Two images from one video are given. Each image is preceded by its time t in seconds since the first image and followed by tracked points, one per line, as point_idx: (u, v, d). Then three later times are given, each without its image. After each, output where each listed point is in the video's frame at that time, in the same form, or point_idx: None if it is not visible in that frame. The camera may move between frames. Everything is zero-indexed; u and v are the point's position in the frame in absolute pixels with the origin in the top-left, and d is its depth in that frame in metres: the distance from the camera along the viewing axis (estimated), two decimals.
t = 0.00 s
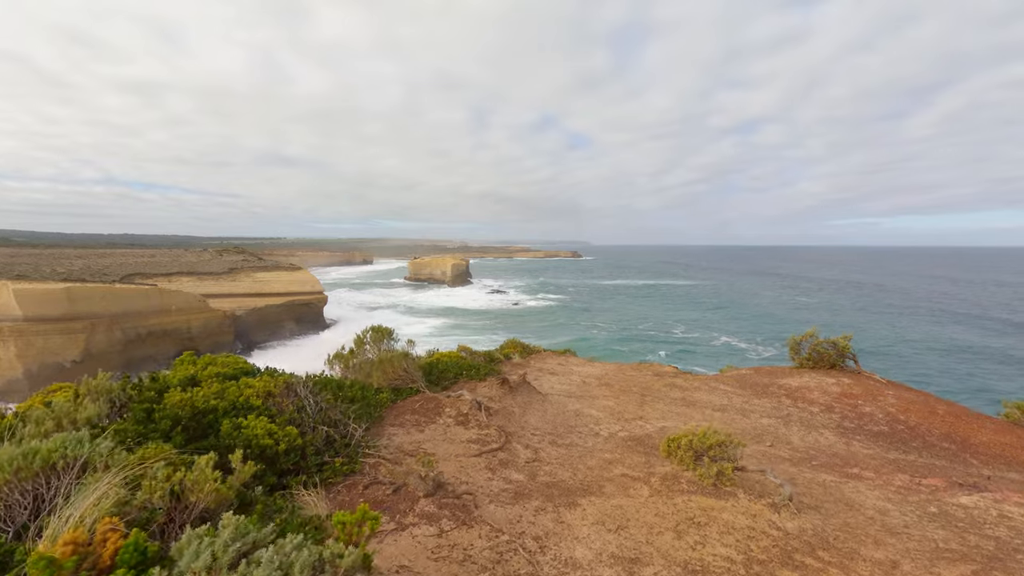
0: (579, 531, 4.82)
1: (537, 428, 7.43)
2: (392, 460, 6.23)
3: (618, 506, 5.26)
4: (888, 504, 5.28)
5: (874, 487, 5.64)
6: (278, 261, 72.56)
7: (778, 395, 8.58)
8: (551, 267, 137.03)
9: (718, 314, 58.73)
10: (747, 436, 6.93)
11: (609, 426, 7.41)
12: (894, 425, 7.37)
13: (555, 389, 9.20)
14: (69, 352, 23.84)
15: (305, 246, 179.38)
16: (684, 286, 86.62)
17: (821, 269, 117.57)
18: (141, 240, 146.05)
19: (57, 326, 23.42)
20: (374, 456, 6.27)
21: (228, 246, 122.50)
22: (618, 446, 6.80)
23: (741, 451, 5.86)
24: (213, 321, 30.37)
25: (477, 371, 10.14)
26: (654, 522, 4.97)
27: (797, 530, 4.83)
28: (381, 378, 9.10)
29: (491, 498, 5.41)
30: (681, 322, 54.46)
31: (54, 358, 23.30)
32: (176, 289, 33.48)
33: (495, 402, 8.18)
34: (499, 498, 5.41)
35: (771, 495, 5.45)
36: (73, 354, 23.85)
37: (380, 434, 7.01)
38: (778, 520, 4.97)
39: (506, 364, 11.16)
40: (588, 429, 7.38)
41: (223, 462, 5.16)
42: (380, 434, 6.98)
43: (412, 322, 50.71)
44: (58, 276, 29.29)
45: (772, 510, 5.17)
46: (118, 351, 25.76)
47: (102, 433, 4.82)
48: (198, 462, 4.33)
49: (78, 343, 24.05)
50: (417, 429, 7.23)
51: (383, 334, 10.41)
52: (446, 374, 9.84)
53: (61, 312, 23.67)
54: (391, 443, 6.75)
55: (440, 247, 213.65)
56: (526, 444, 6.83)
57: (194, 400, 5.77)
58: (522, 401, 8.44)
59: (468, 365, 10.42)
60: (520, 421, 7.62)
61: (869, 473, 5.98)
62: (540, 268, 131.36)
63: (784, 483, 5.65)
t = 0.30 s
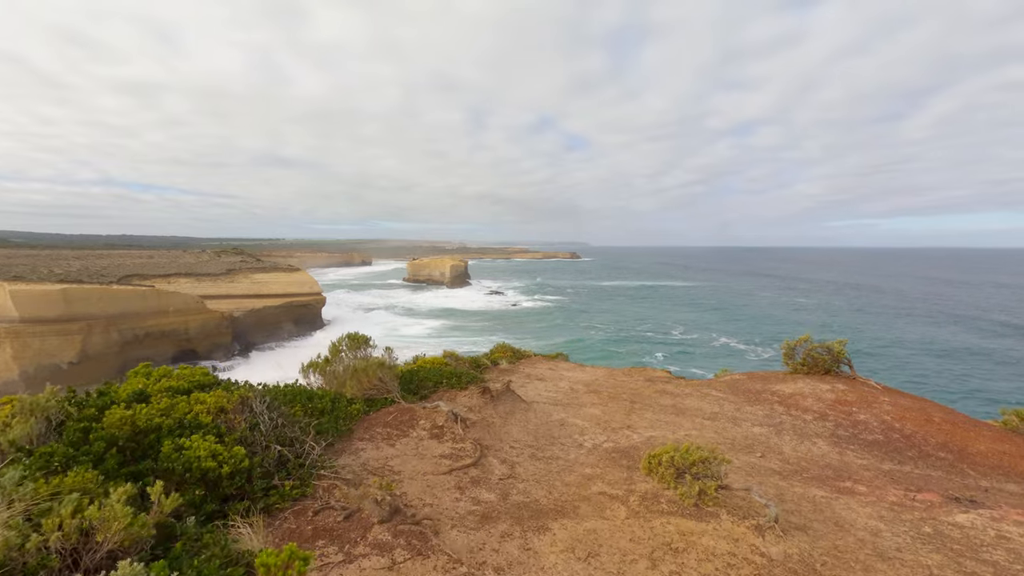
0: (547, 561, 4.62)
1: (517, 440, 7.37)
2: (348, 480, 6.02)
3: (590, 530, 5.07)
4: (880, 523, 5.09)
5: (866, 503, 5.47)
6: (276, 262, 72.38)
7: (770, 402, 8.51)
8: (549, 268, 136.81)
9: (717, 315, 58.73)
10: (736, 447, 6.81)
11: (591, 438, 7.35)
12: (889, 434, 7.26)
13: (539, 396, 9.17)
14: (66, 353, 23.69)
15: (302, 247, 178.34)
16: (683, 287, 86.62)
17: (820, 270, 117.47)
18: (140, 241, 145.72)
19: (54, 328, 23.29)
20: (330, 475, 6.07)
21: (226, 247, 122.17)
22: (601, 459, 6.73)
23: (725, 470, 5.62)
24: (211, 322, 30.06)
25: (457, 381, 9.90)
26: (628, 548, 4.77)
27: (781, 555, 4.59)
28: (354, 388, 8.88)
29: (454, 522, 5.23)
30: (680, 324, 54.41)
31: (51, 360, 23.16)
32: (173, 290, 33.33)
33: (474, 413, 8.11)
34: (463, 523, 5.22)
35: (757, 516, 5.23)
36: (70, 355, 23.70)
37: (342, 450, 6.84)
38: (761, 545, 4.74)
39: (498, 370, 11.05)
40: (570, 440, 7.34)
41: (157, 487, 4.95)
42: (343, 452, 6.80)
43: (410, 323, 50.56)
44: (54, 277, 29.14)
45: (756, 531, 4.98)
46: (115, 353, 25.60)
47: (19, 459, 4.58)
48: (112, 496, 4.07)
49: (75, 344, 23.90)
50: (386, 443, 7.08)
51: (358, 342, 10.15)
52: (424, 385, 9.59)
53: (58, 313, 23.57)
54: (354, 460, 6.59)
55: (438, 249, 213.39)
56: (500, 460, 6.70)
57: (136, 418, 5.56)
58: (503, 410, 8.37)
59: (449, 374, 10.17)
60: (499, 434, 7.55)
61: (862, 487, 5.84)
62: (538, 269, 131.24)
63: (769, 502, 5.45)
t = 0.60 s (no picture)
0: None
1: (491, 448, 7.21)
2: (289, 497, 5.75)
3: (552, 550, 4.85)
4: (868, 538, 4.87)
5: (855, 515, 5.26)
6: (274, 262, 72.19)
7: (762, 405, 8.43)
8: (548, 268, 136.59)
9: (716, 315, 58.66)
10: (721, 455, 6.67)
11: (567, 443, 7.25)
12: (883, 439, 7.11)
13: (521, 401, 9.07)
14: (63, 354, 23.58)
15: (300, 247, 178.08)
16: (681, 287, 86.54)
17: (819, 271, 117.36)
18: (138, 241, 145.17)
19: (52, 328, 23.22)
20: (270, 491, 5.79)
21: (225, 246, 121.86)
22: (578, 467, 6.58)
23: (701, 483, 5.27)
24: (209, 322, 29.78)
25: (432, 386, 9.71)
26: (593, 570, 4.56)
27: None
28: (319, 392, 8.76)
29: (406, 541, 5.02)
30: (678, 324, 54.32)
31: (48, 360, 23.01)
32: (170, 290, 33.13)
33: (447, 419, 7.96)
34: (415, 542, 5.00)
35: (735, 531, 4.98)
36: (68, 356, 23.64)
37: (292, 464, 6.61)
38: (738, 566, 4.50)
39: (484, 373, 10.96)
40: (548, 447, 7.21)
41: (69, 509, 4.66)
42: (294, 465, 6.58)
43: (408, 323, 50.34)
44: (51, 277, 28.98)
45: (733, 548, 4.73)
46: (112, 353, 25.46)
47: None
48: None
49: (72, 345, 23.81)
50: (347, 454, 6.91)
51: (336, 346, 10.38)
52: (396, 391, 9.43)
53: (55, 313, 23.45)
54: (307, 473, 6.38)
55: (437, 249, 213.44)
56: (469, 470, 6.51)
57: (58, 429, 5.25)
58: (480, 416, 8.23)
59: (424, 379, 10.01)
60: (474, 441, 7.39)
61: (851, 497, 5.66)
62: (537, 269, 130.95)
63: (750, 516, 5.24)
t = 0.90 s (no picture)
0: None
1: (466, 463, 7.04)
2: (229, 528, 5.29)
3: None
4: (855, 562, 4.67)
5: (842, 535, 5.08)
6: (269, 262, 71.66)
7: (752, 413, 8.40)
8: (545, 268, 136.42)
9: (712, 315, 58.74)
10: (708, 467, 6.56)
11: (545, 456, 7.13)
12: (874, 449, 7.04)
13: (502, 409, 8.96)
14: (55, 355, 23.16)
15: (295, 247, 177.32)
16: (677, 287, 86.64)
17: (813, 271, 117.79)
18: (131, 241, 143.91)
19: (44, 329, 22.90)
20: (207, 522, 5.28)
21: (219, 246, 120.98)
22: (556, 483, 6.41)
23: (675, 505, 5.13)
24: (203, 323, 29.55)
25: (408, 397, 9.47)
26: None
27: None
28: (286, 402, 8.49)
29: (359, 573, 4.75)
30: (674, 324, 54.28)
31: (40, 361, 22.66)
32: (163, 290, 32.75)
33: (420, 432, 7.79)
34: None
35: (712, 559, 4.74)
36: (60, 356, 23.13)
37: (246, 487, 6.23)
38: None
39: (466, 380, 10.84)
40: (525, 461, 7.07)
41: None
42: (247, 487, 6.21)
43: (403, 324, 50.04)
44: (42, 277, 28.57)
45: None
46: (105, 354, 25.05)
47: None
48: None
49: (64, 345, 23.39)
50: (308, 472, 6.64)
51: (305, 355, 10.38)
52: (370, 402, 9.18)
53: (47, 315, 23.15)
54: (259, 495, 6.05)
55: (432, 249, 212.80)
56: (437, 490, 6.30)
57: None
58: (456, 428, 8.07)
59: (402, 389, 9.77)
60: (447, 456, 7.21)
61: (839, 513, 5.53)
62: (533, 269, 130.72)
63: (732, 539, 5.04)
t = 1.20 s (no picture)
0: None
1: (437, 473, 6.81)
2: (149, 557, 4.76)
3: None
4: None
5: (833, 550, 4.84)
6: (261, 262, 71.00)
7: (741, 416, 8.25)
8: (539, 268, 136.27)
9: (706, 315, 58.80)
10: (695, 475, 6.38)
11: (519, 465, 6.92)
12: (866, 453, 6.89)
13: (479, 414, 8.79)
14: (43, 356, 22.82)
15: (287, 247, 175.83)
16: (670, 288, 86.79)
17: (805, 271, 118.43)
18: (121, 242, 142.32)
19: (31, 331, 22.65)
20: (122, 550, 4.68)
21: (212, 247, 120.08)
22: (530, 495, 6.18)
23: (654, 527, 4.80)
24: (194, 324, 29.14)
25: (380, 402, 9.21)
26: None
27: None
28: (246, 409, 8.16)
29: None
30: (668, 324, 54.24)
31: (27, 363, 22.33)
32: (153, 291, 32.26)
33: (389, 440, 7.57)
34: None
35: None
36: (48, 359, 22.80)
37: (185, 505, 5.82)
38: None
39: (446, 384, 10.65)
40: (501, 469, 6.86)
41: None
42: (186, 505, 5.80)
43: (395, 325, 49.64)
44: (30, 278, 28.10)
45: None
46: (95, 356, 24.50)
47: None
48: None
49: (52, 347, 23.03)
50: (259, 486, 6.34)
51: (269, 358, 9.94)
52: (339, 408, 8.90)
53: (34, 316, 22.88)
54: (198, 514, 5.64)
55: (426, 250, 212.44)
56: (400, 504, 6.03)
57: None
58: (428, 435, 7.88)
59: (374, 394, 9.51)
60: (414, 466, 6.97)
61: (830, 524, 5.31)
62: (527, 270, 130.52)
63: (714, 557, 4.81)
